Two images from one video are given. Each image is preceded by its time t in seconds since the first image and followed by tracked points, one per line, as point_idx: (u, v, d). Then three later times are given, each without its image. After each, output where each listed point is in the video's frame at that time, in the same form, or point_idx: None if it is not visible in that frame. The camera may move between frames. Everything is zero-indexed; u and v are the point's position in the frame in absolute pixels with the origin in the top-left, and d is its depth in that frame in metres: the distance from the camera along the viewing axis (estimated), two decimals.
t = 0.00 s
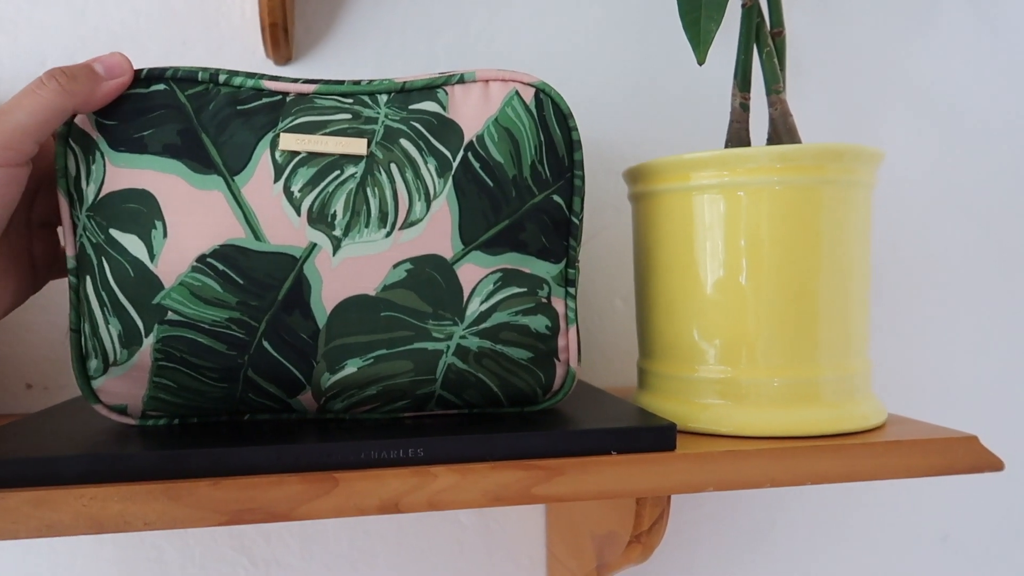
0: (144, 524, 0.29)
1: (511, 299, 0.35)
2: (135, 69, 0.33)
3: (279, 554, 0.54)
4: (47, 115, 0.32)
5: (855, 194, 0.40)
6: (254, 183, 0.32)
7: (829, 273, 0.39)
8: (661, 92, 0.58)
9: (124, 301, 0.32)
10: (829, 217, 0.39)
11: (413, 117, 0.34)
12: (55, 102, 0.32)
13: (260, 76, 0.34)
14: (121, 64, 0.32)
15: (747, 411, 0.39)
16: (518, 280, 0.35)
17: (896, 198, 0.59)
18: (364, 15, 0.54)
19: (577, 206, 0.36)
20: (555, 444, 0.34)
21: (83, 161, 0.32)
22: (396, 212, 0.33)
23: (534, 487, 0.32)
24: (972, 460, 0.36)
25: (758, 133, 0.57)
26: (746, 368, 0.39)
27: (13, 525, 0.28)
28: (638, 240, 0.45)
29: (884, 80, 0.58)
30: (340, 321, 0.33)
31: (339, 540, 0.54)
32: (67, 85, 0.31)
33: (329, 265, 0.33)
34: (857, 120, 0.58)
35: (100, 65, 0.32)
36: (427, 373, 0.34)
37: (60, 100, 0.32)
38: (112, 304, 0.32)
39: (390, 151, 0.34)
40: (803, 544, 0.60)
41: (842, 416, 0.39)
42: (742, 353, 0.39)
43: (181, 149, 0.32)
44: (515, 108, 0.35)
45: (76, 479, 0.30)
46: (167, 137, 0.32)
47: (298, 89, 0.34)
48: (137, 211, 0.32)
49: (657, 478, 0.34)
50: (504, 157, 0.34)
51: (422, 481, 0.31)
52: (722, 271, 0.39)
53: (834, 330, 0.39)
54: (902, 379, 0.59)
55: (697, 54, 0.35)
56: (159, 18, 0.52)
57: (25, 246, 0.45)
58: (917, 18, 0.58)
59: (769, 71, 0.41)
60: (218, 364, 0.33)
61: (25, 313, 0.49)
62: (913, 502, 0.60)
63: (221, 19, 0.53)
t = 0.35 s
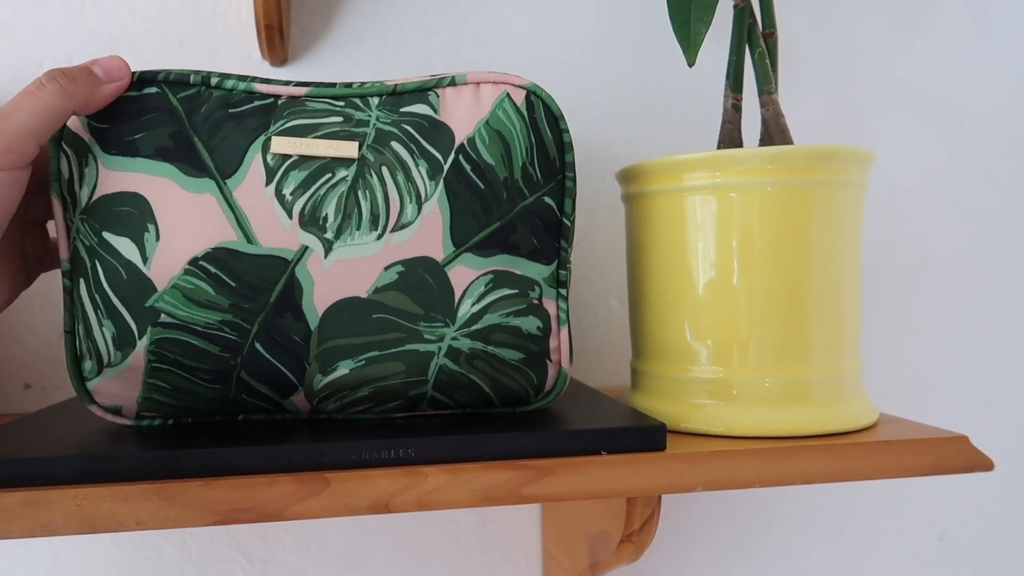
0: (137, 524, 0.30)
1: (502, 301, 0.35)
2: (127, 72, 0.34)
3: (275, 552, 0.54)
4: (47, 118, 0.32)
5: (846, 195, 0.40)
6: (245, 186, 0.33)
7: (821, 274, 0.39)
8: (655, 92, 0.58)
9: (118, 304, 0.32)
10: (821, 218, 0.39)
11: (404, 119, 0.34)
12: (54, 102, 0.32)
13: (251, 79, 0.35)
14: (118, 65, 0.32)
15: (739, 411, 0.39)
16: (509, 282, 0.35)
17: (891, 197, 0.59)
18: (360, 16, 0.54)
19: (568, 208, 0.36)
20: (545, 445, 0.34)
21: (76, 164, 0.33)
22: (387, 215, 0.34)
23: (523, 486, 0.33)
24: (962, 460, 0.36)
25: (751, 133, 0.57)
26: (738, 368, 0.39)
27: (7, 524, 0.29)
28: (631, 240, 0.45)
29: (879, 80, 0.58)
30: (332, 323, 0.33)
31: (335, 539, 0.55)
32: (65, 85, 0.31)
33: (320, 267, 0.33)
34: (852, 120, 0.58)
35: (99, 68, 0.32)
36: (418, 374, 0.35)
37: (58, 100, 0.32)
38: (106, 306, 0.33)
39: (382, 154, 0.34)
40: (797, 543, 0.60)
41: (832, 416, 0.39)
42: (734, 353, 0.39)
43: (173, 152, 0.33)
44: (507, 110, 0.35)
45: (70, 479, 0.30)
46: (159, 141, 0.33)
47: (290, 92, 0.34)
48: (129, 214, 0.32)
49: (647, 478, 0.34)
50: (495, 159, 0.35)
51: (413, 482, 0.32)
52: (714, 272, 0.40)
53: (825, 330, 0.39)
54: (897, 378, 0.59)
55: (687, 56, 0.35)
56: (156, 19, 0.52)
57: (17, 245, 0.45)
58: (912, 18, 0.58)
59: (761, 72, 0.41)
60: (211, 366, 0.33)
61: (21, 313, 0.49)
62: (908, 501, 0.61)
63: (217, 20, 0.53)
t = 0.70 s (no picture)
0: (126, 524, 0.30)
1: (492, 301, 0.35)
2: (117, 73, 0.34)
3: (271, 552, 0.54)
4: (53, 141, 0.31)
5: (840, 195, 0.40)
6: (235, 187, 0.33)
7: (814, 274, 0.39)
8: (651, 91, 0.58)
9: (108, 304, 0.33)
10: (814, 218, 0.39)
11: (394, 120, 0.34)
12: (66, 127, 0.31)
13: (241, 79, 0.35)
14: (116, 73, 0.32)
15: (733, 411, 0.39)
16: (500, 283, 0.35)
17: (889, 197, 0.58)
18: (356, 17, 0.54)
19: (560, 208, 0.36)
20: (535, 445, 0.34)
21: (66, 164, 0.33)
22: (377, 216, 0.34)
23: (512, 487, 0.33)
24: (955, 461, 0.36)
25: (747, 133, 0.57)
26: (731, 368, 0.39)
27: None
28: (625, 241, 0.45)
29: (876, 79, 0.58)
30: (322, 323, 0.33)
31: (331, 538, 0.55)
32: (75, 107, 0.31)
33: (310, 268, 0.33)
34: (849, 119, 0.57)
35: (104, 83, 0.31)
36: (409, 375, 0.35)
37: (71, 124, 0.31)
38: (98, 307, 0.33)
39: (372, 155, 0.34)
40: (794, 544, 0.60)
41: (826, 416, 0.39)
42: (727, 354, 0.39)
43: (163, 153, 0.33)
44: (497, 110, 0.35)
45: (59, 478, 0.30)
46: (149, 142, 0.33)
47: (280, 92, 0.34)
48: (119, 215, 0.32)
49: (636, 478, 0.34)
50: (485, 160, 0.35)
51: (401, 482, 0.32)
52: (707, 272, 0.39)
53: (819, 330, 0.39)
54: (894, 378, 0.59)
55: (677, 55, 0.35)
56: (153, 20, 0.52)
57: None
58: (909, 17, 0.58)
59: (754, 71, 0.41)
60: (202, 367, 0.34)
61: (19, 313, 0.50)
62: (906, 502, 0.60)
63: (214, 21, 0.53)
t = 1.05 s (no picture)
0: (117, 522, 0.30)
1: (489, 303, 0.35)
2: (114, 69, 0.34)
3: (270, 550, 0.54)
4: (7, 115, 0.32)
5: (843, 199, 0.39)
6: (231, 185, 0.33)
7: (816, 279, 0.38)
8: (654, 92, 0.57)
9: (104, 302, 0.33)
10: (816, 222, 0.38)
11: (392, 119, 0.34)
12: (14, 101, 0.32)
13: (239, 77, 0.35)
14: (53, 37, 0.31)
15: (732, 416, 0.38)
16: (498, 284, 0.35)
17: (895, 200, 0.58)
18: (358, 15, 0.54)
19: (559, 209, 0.35)
20: (530, 448, 0.33)
21: (63, 161, 0.33)
22: (374, 216, 0.33)
23: (506, 490, 0.32)
24: (957, 469, 0.35)
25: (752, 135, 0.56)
26: (731, 373, 0.39)
27: None
28: (626, 242, 0.44)
29: (883, 81, 0.57)
30: (317, 323, 0.33)
31: (329, 538, 0.55)
32: (25, 81, 0.32)
33: (305, 268, 0.33)
34: (855, 121, 0.57)
35: (41, 51, 0.31)
36: (405, 376, 0.34)
37: (19, 97, 0.32)
38: (93, 304, 0.33)
39: (369, 155, 0.34)
40: (796, 550, 0.59)
41: (827, 422, 0.38)
42: (727, 358, 0.39)
43: (160, 151, 0.33)
44: (496, 111, 0.35)
45: (52, 476, 0.30)
46: (146, 139, 0.33)
47: (278, 91, 0.34)
48: (115, 212, 0.32)
49: (631, 483, 0.33)
50: (483, 160, 0.34)
51: (395, 483, 0.32)
52: (708, 275, 0.39)
53: (821, 335, 0.39)
54: (899, 384, 0.59)
55: (678, 56, 0.35)
56: (155, 17, 0.52)
57: None
58: (917, 18, 0.57)
59: (757, 72, 0.41)
60: (197, 366, 0.33)
61: (20, 309, 0.50)
62: (910, 509, 0.60)
63: (217, 18, 0.53)
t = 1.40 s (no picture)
0: (106, 528, 0.30)
1: (479, 310, 0.35)
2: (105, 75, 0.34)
3: (267, 553, 0.54)
4: None
5: (838, 206, 0.39)
6: (221, 193, 0.33)
7: (811, 286, 0.38)
8: (654, 96, 0.57)
9: (95, 306, 0.33)
10: (811, 229, 0.38)
11: (382, 126, 0.34)
12: None
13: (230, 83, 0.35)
14: None
15: (726, 425, 0.38)
16: (488, 291, 0.35)
17: (897, 204, 0.57)
18: (356, 18, 0.54)
19: (550, 216, 0.35)
20: (518, 456, 0.33)
21: (55, 167, 0.33)
22: (363, 223, 0.33)
23: (493, 498, 0.32)
24: (950, 480, 0.35)
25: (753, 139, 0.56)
26: (725, 381, 0.38)
27: None
28: (621, 248, 0.44)
29: (885, 85, 0.57)
30: (306, 329, 0.33)
31: (326, 541, 0.55)
32: None
33: (295, 274, 0.33)
34: (857, 125, 0.56)
35: None
36: (394, 383, 0.34)
37: None
38: (85, 309, 0.33)
39: (358, 162, 0.34)
40: (795, 557, 0.59)
41: (820, 431, 0.38)
42: (721, 366, 0.39)
43: (151, 157, 0.33)
44: (486, 117, 0.35)
45: (41, 481, 0.31)
46: (137, 145, 0.33)
47: (268, 97, 0.34)
48: (106, 219, 0.33)
49: (620, 491, 0.33)
50: (474, 167, 0.34)
51: (382, 490, 0.32)
52: (702, 282, 0.39)
53: (815, 343, 0.39)
54: (900, 390, 0.58)
55: (670, 61, 0.35)
56: (154, 19, 0.52)
57: None
58: (920, 22, 0.57)
59: (753, 76, 0.40)
60: (186, 372, 0.34)
61: (21, 313, 0.50)
62: (911, 516, 0.59)
63: (216, 21, 0.53)
